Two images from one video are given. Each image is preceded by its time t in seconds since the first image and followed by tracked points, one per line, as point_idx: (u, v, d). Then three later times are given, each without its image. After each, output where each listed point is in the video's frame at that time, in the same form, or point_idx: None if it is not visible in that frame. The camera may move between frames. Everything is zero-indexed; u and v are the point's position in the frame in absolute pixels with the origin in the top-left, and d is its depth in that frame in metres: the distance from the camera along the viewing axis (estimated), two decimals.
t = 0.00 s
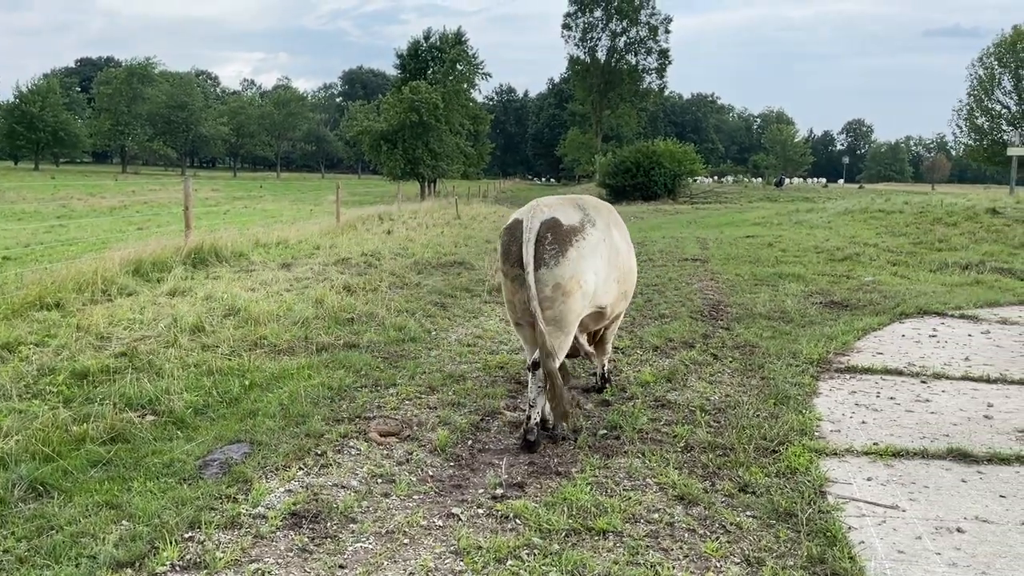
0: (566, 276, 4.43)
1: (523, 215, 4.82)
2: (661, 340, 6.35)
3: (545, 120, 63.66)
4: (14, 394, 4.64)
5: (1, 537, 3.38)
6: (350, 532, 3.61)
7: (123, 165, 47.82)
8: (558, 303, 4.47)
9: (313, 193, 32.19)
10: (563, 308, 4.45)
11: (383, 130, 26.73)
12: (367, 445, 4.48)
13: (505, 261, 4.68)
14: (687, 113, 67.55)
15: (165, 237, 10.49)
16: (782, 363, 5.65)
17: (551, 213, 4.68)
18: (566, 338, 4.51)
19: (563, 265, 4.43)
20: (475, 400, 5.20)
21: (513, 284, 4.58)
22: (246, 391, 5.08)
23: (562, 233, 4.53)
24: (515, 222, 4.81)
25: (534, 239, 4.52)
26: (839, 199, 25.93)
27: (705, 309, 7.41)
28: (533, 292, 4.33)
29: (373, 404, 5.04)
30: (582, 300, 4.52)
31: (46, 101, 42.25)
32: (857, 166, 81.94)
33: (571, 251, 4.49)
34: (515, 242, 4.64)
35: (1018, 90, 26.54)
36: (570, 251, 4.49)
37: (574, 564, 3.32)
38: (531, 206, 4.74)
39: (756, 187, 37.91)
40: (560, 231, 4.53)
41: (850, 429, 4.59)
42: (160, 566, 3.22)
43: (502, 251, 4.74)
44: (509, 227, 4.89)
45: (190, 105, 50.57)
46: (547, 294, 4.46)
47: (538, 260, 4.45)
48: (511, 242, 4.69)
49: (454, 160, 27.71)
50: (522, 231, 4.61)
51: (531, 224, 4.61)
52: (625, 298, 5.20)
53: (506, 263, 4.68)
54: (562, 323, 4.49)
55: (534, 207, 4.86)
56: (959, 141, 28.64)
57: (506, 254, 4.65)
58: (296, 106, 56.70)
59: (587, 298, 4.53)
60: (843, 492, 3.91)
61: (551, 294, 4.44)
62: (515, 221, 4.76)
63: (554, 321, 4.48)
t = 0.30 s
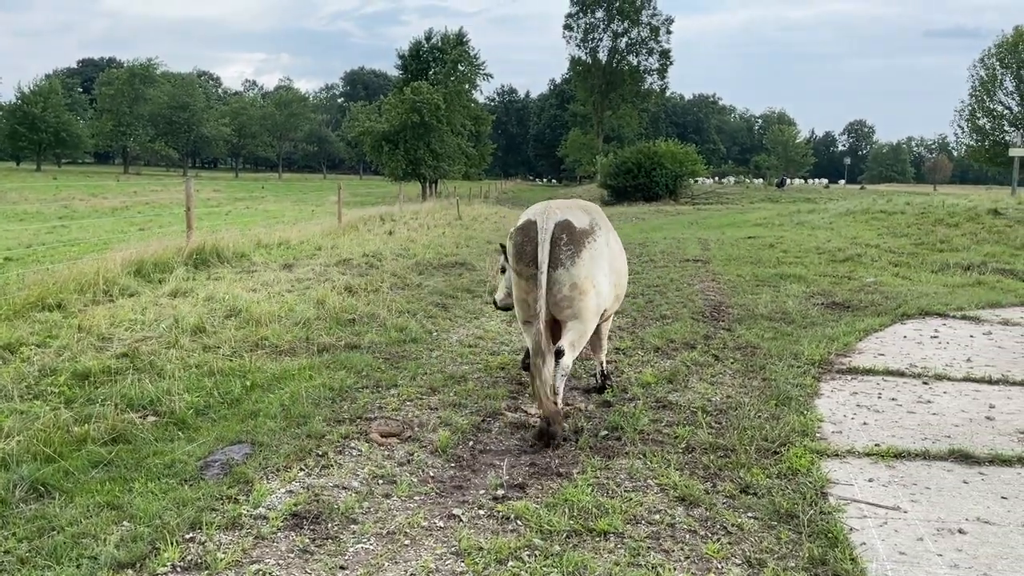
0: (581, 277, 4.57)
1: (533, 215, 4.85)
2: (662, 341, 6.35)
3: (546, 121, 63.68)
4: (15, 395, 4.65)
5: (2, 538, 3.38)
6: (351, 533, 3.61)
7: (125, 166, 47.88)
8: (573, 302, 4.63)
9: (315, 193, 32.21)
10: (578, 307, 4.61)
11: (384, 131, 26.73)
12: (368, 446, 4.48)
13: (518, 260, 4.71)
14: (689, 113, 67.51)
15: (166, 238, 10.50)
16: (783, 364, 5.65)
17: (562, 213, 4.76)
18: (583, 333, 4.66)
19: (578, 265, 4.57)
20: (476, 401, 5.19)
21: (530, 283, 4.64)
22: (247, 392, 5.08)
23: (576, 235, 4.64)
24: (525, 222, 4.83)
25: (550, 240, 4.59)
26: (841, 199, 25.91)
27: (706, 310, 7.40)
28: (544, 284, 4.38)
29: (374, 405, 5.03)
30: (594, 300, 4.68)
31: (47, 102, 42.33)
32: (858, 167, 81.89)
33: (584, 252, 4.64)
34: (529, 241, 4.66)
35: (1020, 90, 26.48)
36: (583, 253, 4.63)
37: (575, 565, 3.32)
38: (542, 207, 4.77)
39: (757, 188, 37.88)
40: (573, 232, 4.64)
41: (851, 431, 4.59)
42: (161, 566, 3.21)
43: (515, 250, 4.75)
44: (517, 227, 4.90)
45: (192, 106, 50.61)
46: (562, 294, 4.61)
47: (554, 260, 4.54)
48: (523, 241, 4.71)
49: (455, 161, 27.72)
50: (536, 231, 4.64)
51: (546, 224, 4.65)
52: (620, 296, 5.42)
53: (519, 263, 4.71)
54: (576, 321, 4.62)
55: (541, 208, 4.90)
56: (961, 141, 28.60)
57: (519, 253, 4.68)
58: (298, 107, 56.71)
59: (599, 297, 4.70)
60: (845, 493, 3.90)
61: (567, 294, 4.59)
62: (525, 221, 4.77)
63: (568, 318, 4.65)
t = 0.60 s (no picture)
0: (611, 280, 4.70)
1: (557, 216, 4.76)
2: (672, 341, 6.33)
3: (555, 121, 63.64)
4: (28, 393, 4.68)
5: (14, 536, 3.40)
6: (361, 532, 3.61)
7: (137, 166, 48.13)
8: (601, 300, 4.79)
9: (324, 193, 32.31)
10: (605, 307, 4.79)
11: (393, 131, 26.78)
12: (377, 445, 4.48)
13: (549, 266, 4.67)
14: (699, 113, 67.30)
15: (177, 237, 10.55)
16: (794, 364, 5.62)
17: (589, 216, 4.72)
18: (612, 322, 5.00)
19: (607, 269, 4.66)
20: (485, 401, 5.18)
21: (562, 288, 4.67)
22: (257, 391, 5.09)
23: (606, 239, 4.67)
24: (550, 223, 4.74)
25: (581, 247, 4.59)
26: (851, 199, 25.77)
27: (716, 310, 7.38)
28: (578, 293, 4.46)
29: (383, 405, 5.04)
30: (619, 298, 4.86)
31: (59, 102, 42.63)
32: (869, 167, 81.45)
33: (613, 255, 4.71)
34: (559, 247, 4.62)
35: None
36: (612, 256, 4.71)
37: (584, 565, 3.31)
38: (570, 210, 4.68)
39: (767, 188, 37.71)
40: (602, 237, 4.67)
41: (863, 431, 4.56)
42: (172, 565, 3.23)
43: (542, 254, 4.69)
44: (539, 226, 4.80)
45: (203, 106, 50.82)
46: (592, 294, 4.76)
47: (585, 267, 4.59)
48: (553, 245, 4.65)
49: (465, 161, 27.73)
50: (568, 238, 4.60)
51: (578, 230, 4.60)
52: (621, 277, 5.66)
53: (548, 267, 4.69)
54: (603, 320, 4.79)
55: (563, 208, 4.80)
56: (973, 141, 28.37)
57: (549, 258, 4.65)
58: (308, 107, 56.83)
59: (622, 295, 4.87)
60: (857, 494, 3.88)
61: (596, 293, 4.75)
62: (553, 224, 4.69)
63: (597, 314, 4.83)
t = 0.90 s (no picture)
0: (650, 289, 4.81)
1: (604, 224, 4.71)
2: (688, 341, 6.30)
3: (570, 120, 63.57)
4: (47, 390, 4.73)
5: (34, 531, 3.44)
6: (377, 530, 3.63)
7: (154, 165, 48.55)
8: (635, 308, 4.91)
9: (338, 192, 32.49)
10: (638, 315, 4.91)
11: (408, 130, 26.85)
12: (393, 444, 4.49)
13: (601, 274, 4.62)
14: (715, 112, 66.94)
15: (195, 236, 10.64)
16: (811, 365, 5.59)
17: (636, 226, 4.76)
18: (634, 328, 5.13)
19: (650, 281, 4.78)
20: (500, 400, 5.18)
21: (610, 297, 4.66)
22: (274, 389, 5.12)
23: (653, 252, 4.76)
24: (601, 231, 4.67)
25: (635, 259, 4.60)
26: (868, 199, 25.54)
27: (732, 310, 7.35)
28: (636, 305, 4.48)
29: (399, 403, 5.05)
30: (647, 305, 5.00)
31: (78, 102, 43.05)
32: (887, 166, 80.66)
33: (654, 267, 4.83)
34: (615, 258, 4.59)
35: None
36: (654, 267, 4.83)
37: (599, 565, 3.30)
38: (620, 219, 4.67)
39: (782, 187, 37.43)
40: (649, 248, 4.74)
41: (880, 432, 4.53)
42: (190, 561, 3.25)
43: (594, 262, 4.61)
44: (587, 232, 4.71)
45: (220, 106, 51.17)
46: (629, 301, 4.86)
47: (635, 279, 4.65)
48: (606, 254, 4.62)
49: (480, 160, 27.73)
50: (624, 249, 4.60)
51: (630, 241, 4.64)
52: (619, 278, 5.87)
53: (599, 276, 4.63)
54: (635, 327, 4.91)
55: (607, 215, 4.77)
56: (993, 140, 27.99)
57: (603, 268, 4.60)
58: (322, 106, 57.07)
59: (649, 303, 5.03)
60: (873, 495, 3.86)
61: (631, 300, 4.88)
62: (606, 233, 4.63)
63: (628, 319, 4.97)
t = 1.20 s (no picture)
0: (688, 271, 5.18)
1: (648, 213, 4.99)
2: (713, 341, 6.27)
3: (593, 118, 63.43)
4: (78, 385, 4.81)
5: (64, 525, 3.49)
6: (401, 527, 3.65)
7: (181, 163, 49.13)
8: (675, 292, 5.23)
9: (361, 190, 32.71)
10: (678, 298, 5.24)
11: (432, 128, 26.92)
12: (417, 441, 4.51)
13: (652, 260, 4.90)
14: (741, 110, 66.35)
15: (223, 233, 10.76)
16: (837, 365, 5.54)
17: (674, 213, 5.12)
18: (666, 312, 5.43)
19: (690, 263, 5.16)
20: (523, 398, 5.18)
21: (660, 281, 4.94)
22: (299, 386, 5.16)
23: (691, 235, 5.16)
24: (646, 219, 4.97)
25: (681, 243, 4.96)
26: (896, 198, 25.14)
27: (757, 309, 7.29)
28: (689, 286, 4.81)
29: (423, 401, 5.07)
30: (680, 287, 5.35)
31: (108, 101, 43.58)
32: (915, 164, 79.40)
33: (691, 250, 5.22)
34: (664, 243, 4.92)
35: None
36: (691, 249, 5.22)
37: (623, 564, 3.30)
38: (663, 207, 4.98)
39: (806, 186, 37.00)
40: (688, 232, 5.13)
41: (908, 434, 4.48)
42: (216, 556, 3.28)
43: (645, 249, 4.89)
44: (632, 221, 4.98)
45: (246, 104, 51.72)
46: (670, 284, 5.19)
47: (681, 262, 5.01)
48: (655, 240, 4.92)
49: (504, 159, 27.70)
50: (672, 234, 4.94)
51: (676, 227, 4.97)
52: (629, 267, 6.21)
53: (649, 262, 4.91)
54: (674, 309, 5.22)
55: (646, 204, 5.05)
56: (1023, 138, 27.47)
57: (655, 253, 4.89)
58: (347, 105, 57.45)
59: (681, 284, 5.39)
60: (901, 497, 3.81)
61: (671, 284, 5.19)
62: (652, 221, 4.93)
63: (666, 305, 5.24)
